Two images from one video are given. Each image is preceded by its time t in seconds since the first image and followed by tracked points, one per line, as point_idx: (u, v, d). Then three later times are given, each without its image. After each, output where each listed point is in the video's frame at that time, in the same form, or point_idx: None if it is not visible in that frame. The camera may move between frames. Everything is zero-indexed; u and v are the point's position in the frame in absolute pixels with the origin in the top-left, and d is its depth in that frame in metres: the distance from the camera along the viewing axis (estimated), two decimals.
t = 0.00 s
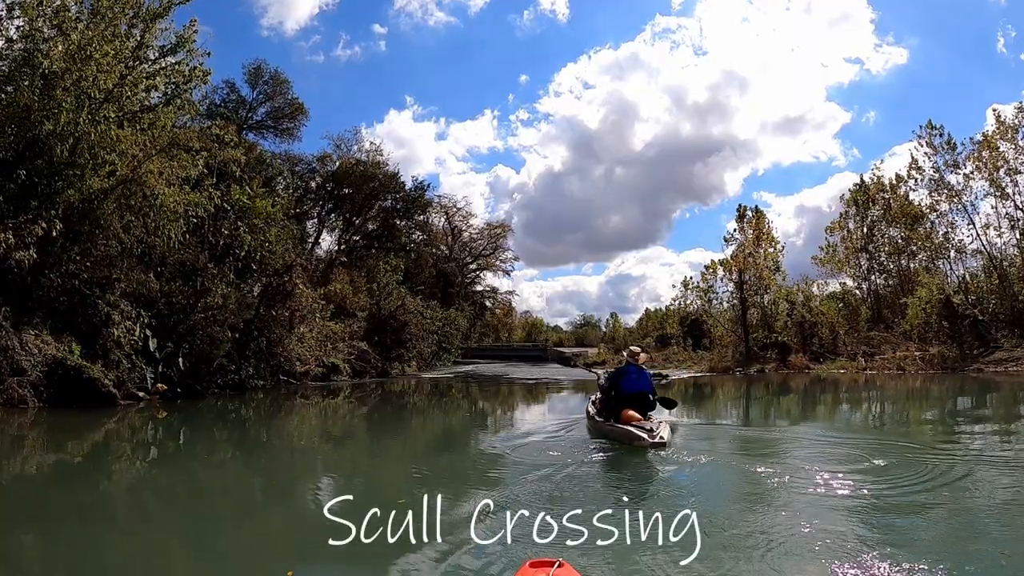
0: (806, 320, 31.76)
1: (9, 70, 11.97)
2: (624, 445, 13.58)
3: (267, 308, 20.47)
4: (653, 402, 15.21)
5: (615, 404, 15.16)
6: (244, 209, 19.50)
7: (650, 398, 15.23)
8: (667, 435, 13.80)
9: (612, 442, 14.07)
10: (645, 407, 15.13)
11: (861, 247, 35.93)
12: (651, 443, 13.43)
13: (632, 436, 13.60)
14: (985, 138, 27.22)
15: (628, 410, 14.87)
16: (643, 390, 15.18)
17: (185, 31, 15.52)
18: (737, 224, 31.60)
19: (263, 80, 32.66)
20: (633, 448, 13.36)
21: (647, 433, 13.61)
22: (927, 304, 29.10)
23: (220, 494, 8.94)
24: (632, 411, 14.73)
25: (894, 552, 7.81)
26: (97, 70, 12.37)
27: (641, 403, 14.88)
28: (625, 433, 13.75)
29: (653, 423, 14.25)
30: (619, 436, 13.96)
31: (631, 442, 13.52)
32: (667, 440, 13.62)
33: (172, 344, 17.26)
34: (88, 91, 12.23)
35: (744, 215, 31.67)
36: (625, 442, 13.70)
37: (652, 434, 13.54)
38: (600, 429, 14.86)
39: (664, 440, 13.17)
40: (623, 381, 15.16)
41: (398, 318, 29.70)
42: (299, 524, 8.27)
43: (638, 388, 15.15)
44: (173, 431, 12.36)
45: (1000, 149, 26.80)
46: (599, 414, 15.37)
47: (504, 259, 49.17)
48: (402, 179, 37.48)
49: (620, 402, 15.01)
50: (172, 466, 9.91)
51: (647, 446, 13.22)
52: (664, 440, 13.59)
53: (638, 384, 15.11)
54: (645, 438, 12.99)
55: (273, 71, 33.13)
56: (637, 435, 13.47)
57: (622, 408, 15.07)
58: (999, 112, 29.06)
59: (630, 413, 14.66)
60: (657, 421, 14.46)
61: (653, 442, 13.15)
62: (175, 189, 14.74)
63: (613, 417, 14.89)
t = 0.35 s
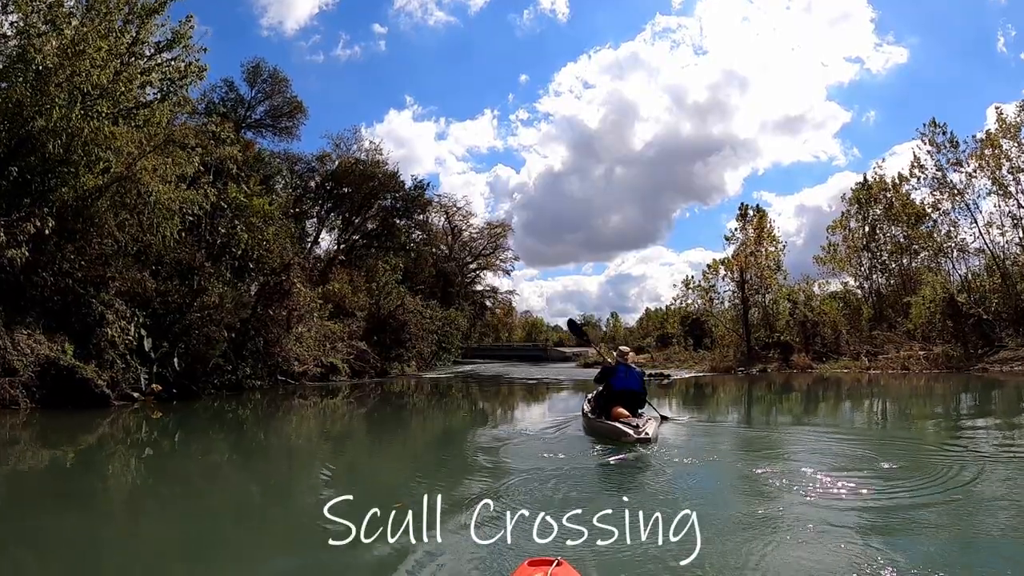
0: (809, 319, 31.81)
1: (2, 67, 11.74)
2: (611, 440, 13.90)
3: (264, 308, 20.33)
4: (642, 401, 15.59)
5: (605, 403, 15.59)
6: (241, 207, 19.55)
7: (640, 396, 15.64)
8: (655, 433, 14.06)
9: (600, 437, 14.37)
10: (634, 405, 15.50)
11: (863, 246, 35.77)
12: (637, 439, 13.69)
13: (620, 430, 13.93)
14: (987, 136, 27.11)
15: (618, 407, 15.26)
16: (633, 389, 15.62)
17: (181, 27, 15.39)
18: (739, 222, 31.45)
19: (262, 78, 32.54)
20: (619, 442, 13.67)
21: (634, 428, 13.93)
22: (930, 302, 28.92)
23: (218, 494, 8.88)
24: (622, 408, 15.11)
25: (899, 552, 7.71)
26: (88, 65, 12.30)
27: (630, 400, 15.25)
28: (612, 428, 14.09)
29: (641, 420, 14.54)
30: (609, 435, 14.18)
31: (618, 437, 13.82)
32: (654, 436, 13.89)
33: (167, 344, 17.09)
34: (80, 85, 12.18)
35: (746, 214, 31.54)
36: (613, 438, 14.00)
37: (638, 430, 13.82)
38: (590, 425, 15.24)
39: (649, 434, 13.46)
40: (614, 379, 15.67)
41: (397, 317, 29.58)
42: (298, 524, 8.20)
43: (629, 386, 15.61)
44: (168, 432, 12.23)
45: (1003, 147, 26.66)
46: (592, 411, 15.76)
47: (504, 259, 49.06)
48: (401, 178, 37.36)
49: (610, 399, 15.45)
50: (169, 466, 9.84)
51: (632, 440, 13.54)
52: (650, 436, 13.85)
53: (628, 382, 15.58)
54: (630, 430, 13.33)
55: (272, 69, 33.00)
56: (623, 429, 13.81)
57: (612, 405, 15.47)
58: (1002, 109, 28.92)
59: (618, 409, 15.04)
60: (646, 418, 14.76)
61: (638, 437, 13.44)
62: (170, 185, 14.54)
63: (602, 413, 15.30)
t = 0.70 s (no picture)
0: (811, 319, 31.67)
1: None
2: (603, 436, 14.18)
3: (262, 307, 20.23)
4: (635, 398, 15.92)
5: (598, 402, 15.99)
6: (237, 205, 19.59)
7: (632, 394, 15.98)
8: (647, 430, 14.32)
9: (593, 434, 14.65)
10: (627, 403, 15.84)
11: (864, 245, 35.66)
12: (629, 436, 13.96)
13: (611, 427, 14.22)
14: (989, 134, 27.02)
15: (610, 405, 15.61)
16: (625, 387, 16.02)
17: (177, 22, 15.29)
18: (740, 221, 31.33)
19: (261, 76, 32.41)
20: (610, 438, 13.94)
21: (625, 425, 14.22)
22: (934, 302, 28.77)
23: (217, 495, 8.79)
24: (613, 405, 15.47)
25: (901, 552, 7.62)
26: (83, 60, 12.19)
27: (621, 397, 15.60)
28: (604, 425, 14.37)
29: (633, 417, 14.82)
30: (603, 433, 14.37)
31: (610, 434, 14.10)
32: (645, 433, 14.16)
33: (163, 344, 16.99)
34: (73, 80, 12.09)
35: (747, 213, 31.42)
36: (605, 435, 14.27)
37: (630, 427, 14.07)
38: (583, 423, 15.54)
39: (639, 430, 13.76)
40: (605, 378, 16.10)
41: (397, 317, 29.45)
42: (298, 525, 8.11)
43: (619, 384, 16.02)
44: (163, 433, 12.12)
45: (1006, 145, 26.56)
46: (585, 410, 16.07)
47: (504, 258, 48.95)
48: (401, 178, 37.24)
49: (602, 397, 15.83)
50: (166, 467, 9.76)
51: (623, 437, 13.84)
52: (641, 433, 14.12)
53: (619, 380, 16.00)
54: (620, 426, 13.63)
55: (271, 68, 32.87)
56: (614, 426, 14.11)
57: (605, 404, 15.83)
58: (1004, 108, 28.80)
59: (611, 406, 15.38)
60: (638, 415, 15.06)
61: (628, 433, 13.71)
62: (166, 183, 14.36)
63: (594, 411, 15.65)
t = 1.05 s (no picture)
0: (814, 317, 31.27)
1: None
2: (598, 432, 14.44)
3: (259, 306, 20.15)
4: (628, 395, 16.17)
5: (591, 401, 16.22)
6: (234, 203, 19.40)
7: (624, 392, 16.25)
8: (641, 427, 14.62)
9: (588, 431, 14.87)
10: (620, 400, 16.07)
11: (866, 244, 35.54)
12: (623, 432, 14.24)
13: (605, 423, 14.48)
14: (993, 132, 26.90)
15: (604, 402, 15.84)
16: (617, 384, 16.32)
17: (174, 18, 15.17)
18: (742, 220, 31.20)
19: (260, 75, 32.27)
20: (605, 434, 14.20)
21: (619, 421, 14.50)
22: (939, 301, 28.66)
23: (214, 495, 8.70)
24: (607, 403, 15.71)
25: (905, 553, 7.52)
26: (78, 56, 12.09)
27: (614, 394, 15.85)
28: (599, 421, 14.64)
29: (627, 414, 15.12)
30: (597, 431, 14.59)
31: (605, 431, 14.35)
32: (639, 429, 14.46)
33: (159, 344, 16.86)
34: (67, 76, 11.95)
35: (749, 212, 31.32)
36: (600, 431, 14.53)
37: (625, 423, 14.31)
38: (578, 421, 15.75)
39: (633, 425, 14.05)
40: (597, 378, 16.40)
41: (396, 317, 29.35)
42: (297, 525, 8.03)
43: (612, 383, 16.30)
44: (158, 434, 12.00)
45: (1010, 144, 26.45)
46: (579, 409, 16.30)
47: (505, 258, 48.84)
48: (401, 177, 37.12)
49: (595, 396, 16.08)
50: (163, 468, 9.64)
51: (617, 432, 14.12)
52: (635, 429, 14.41)
53: (611, 378, 16.28)
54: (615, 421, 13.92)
55: (270, 66, 32.74)
56: (608, 422, 14.39)
57: (598, 402, 16.06)
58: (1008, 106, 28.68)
59: (605, 403, 15.63)
60: (631, 412, 15.34)
61: (623, 429, 14.01)
62: (161, 181, 14.31)
63: (588, 409, 15.87)
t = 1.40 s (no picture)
0: (817, 317, 31.24)
1: None
2: (593, 428, 14.70)
3: (257, 305, 20.03)
4: (621, 394, 16.43)
5: (586, 399, 16.45)
6: (231, 201, 19.22)
7: (618, 390, 16.51)
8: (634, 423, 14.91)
9: (584, 427, 15.10)
10: (615, 398, 16.31)
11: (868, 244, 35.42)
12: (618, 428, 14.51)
13: (600, 420, 14.75)
14: (996, 131, 26.80)
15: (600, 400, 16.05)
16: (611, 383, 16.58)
17: (170, 13, 15.07)
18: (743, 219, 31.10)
19: (259, 73, 32.16)
20: (601, 430, 14.47)
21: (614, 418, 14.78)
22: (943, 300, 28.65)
23: (211, 497, 8.60)
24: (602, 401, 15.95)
25: (908, 553, 7.44)
26: (70, 50, 11.98)
27: (610, 393, 16.06)
28: (594, 418, 14.89)
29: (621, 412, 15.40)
30: (592, 429, 14.73)
31: (600, 427, 14.59)
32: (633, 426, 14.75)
33: (154, 344, 16.76)
34: (59, 71, 11.79)
35: (750, 211, 31.22)
36: (595, 427, 14.78)
37: (620, 420, 14.59)
38: (573, 419, 15.96)
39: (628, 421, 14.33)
40: (591, 376, 16.62)
41: (396, 316, 29.22)
42: (297, 525, 7.95)
43: (605, 381, 16.54)
44: (153, 435, 11.87)
45: (1013, 142, 26.34)
46: (573, 408, 16.52)
47: (505, 257, 48.75)
48: (401, 176, 37.02)
49: (590, 394, 16.28)
50: (158, 470, 9.50)
51: (613, 428, 14.39)
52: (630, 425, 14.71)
53: (605, 377, 16.51)
54: (611, 417, 14.20)
55: (269, 64, 32.63)
56: (603, 418, 14.66)
57: (594, 401, 16.26)
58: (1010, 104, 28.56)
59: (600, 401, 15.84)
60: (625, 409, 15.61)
61: (619, 425, 14.30)
62: (155, 177, 14.21)
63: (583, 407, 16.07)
